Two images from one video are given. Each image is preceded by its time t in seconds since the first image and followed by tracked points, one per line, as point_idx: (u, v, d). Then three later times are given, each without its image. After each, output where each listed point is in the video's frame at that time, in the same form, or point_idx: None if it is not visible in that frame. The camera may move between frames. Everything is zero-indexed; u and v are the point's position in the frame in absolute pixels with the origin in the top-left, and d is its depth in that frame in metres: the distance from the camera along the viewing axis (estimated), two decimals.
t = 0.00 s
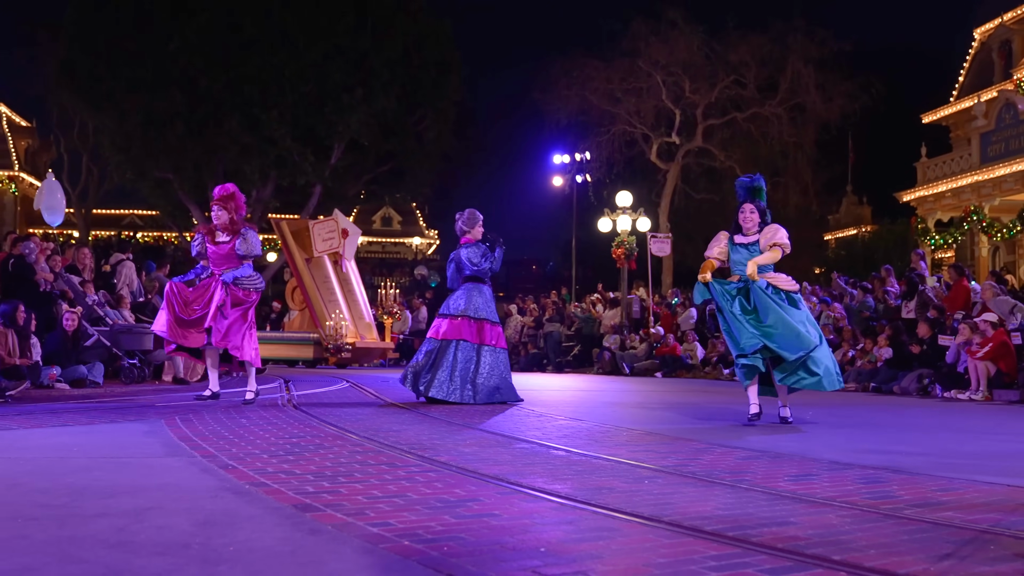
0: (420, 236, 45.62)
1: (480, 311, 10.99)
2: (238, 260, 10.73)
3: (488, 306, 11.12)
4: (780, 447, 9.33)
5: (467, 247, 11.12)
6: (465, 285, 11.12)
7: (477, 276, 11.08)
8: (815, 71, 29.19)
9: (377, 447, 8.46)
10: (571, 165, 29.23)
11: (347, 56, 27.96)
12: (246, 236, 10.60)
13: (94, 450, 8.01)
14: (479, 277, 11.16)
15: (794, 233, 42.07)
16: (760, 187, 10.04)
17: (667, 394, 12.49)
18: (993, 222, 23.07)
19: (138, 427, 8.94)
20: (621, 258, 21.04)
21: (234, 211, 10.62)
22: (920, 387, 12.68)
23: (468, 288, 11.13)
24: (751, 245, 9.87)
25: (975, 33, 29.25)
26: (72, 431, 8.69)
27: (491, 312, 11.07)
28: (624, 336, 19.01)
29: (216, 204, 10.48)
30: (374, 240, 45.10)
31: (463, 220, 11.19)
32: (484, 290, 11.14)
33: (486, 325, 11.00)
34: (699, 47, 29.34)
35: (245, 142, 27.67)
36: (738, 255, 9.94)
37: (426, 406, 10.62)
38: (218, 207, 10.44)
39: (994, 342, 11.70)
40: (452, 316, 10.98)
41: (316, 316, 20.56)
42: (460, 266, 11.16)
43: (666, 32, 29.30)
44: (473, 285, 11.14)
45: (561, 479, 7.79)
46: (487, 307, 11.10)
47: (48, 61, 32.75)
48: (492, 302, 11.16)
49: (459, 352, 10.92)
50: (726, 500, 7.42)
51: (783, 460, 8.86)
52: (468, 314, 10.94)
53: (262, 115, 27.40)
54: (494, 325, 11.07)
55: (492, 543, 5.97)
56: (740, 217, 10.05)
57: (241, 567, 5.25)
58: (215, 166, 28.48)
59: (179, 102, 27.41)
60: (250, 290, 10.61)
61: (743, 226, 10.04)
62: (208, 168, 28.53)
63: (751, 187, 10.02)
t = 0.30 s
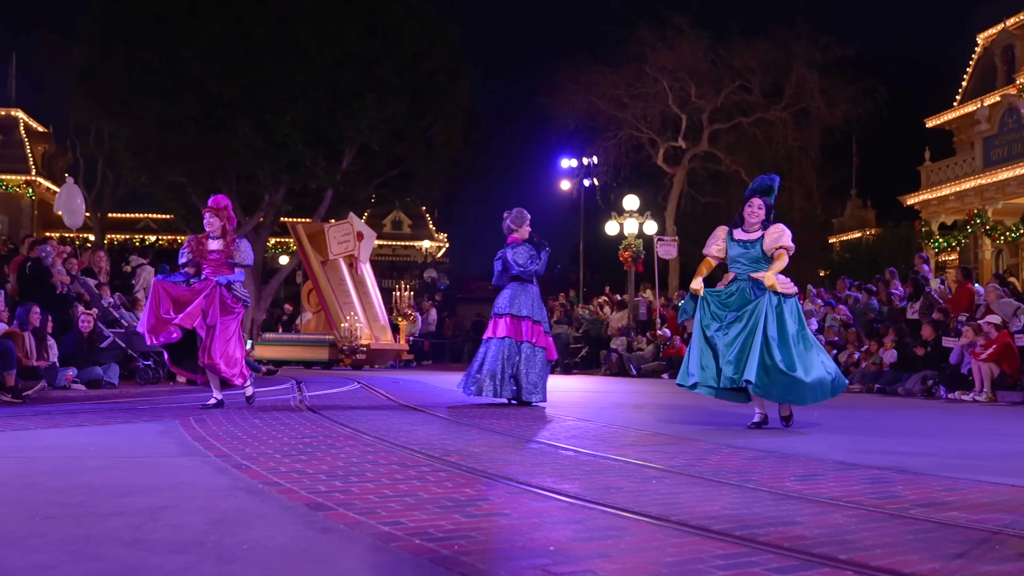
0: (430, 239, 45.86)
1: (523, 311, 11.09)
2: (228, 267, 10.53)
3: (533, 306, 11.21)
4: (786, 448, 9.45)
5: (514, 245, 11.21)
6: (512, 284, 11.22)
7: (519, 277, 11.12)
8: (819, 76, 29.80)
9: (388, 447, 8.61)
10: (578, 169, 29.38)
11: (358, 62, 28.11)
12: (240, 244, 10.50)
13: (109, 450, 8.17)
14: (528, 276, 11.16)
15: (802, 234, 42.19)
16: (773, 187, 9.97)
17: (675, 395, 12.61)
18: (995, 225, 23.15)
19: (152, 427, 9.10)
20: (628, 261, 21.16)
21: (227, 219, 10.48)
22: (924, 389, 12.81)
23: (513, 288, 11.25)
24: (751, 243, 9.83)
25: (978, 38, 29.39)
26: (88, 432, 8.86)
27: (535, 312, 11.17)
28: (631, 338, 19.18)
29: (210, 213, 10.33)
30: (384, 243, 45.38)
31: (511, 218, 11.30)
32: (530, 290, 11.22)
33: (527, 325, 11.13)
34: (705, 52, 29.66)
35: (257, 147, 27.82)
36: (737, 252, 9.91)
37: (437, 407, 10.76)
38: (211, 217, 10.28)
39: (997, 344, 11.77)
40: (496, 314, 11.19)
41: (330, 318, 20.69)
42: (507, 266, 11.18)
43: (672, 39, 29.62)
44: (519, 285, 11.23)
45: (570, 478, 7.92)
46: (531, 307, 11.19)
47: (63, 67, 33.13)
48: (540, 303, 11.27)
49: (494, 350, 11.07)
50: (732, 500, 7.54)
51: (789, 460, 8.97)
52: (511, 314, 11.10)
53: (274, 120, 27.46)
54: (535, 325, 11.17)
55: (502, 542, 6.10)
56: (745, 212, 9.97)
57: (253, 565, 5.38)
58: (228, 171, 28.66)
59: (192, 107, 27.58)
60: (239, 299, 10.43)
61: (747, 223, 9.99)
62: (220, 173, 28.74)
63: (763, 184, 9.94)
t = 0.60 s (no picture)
0: (446, 240, 46.21)
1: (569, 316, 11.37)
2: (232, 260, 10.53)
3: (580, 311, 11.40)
4: (798, 446, 9.60)
5: (568, 248, 11.49)
6: (566, 290, 11.56)
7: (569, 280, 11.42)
8: (830, 80, 29.83)
9: (406, 444, 8.82)
10: (591, 172, 29.56)
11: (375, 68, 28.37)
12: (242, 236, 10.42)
13: (134, 447, 8.40)
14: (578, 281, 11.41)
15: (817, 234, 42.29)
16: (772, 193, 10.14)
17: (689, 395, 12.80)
18: (1004, 226, 23.16)
19: (176, 424, 9.34)
20: (641, 262, 21.31)
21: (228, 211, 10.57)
22: (934, 388, 12.96)
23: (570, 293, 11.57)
24: (752, 249, 9.94)
25: (986, 42, 29.43)
26: (113, 429, 9.10)
27: (582, 317, 11.36)
28: (644, 339, 19.40)
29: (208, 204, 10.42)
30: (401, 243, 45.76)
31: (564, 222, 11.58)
32: (585, 296, 11.52)
33: (571, 330, 11.34)
34: (716, 57, 29.84)
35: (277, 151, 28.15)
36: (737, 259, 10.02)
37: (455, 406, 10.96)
38: (207, 208, 10.36)
39: (1007, 344, 11.83)
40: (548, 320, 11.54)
41: (353, 319, 20.90)
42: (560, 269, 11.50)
43: (685, 43, 29.88)
44: (577, 290, 11.57)
45: (586, 476, 8.10)
46: (576, 311, 11.39)
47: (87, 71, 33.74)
48: (594, 309, 11.46)
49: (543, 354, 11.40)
50: (744, 498, 7.70)
51: (802, 458, 9.13)
52: (556, 320, 11.43)
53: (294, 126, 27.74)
54: (580, 330, 11.35)
55: (518, 538, 6.27)
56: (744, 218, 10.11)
57: (275, 558, 5.58)
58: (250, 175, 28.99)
59: (215, 113, 27.87)
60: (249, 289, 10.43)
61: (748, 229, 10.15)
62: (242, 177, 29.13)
63: (763, 188, 10.06)
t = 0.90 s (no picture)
0: (466, 241, 46.59)
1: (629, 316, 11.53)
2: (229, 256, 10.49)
3: (639, 309, 11.55)
4: (814, 444, 9.79)
5: (621, 246, 11.66)
6: (623, 288, 11.71)
7: (621, 276, 11.64)
8: (844, 84, 29.90)
9: (429, 441, 9.07)
10: (607, 175, 29.84)
11: (396, 74, 28.72)
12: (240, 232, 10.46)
13: (165, 443, 8.69)
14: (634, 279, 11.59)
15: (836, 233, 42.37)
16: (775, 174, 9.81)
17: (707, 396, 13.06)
18: (1016, 228, 23.27)
19: (205, 422, 9.63)
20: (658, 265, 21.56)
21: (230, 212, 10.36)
22: (947, 387, 13.12)
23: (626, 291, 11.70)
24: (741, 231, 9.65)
25: (1001, 44, 29.46)
26: (145, 426, 9.40)
27: (643, 315, 11.52)
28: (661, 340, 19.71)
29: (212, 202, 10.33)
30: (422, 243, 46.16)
31: (620, 221, 11.70)
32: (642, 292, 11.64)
33: (633, 329, 11.50)
34: (731, 61, 30.03)
35: (303, 155, 28.63)
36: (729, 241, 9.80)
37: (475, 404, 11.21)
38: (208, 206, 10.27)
39: (1019, 344, 11.96)
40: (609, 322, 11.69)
41: (379, 318, 21.22)
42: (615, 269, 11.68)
43: (700, 49, 30.01)
44: (633, 285, 11.71)
45: (605, 473, 8.31)
46: (636, 309, 11.55)
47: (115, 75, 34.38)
48: (652, 305, 11.60)
49: (603, 354, 11.70)
50: (761, 495, 7.89)
51: (817, 456, 9.31)
52: (618, 321, 11.58)
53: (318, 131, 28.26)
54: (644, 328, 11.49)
55: (539, 533, 6.49)
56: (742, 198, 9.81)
57: (304, 552, 5.83)
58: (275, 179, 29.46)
59: (241, 120, 28.30)
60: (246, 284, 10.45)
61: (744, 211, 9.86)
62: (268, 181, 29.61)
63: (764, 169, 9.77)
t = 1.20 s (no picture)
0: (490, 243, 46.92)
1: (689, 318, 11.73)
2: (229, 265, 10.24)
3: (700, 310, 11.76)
4: (834, 442, 9.91)
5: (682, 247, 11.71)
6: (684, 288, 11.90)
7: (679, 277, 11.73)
8: (861, 86, 29.84)
9: (454, 439, 9.28)
10: (627, 177, 30.04)
11: (420, 80, 29.08)
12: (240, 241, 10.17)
13: (198, 441, 8.95)
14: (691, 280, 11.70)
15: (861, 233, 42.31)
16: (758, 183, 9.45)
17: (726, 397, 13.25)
18: None
19: (236, 420, 9.88)
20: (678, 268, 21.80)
21: (228, 217, 10.17)
22: (966, 385, 13.23)
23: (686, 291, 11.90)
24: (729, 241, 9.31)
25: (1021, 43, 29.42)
26: (178, 423, 9.67)
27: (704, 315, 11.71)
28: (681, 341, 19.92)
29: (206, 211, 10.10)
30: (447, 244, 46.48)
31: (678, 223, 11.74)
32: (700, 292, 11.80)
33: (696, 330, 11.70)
34: (750, 65, 30.11)
35: (329, 159, 29.06)
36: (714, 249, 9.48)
37: (497, 403, 11.42)
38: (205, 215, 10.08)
39: None
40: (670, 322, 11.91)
41: (407, 318, 21.43)
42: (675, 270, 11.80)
43: (719, 53, 30.10)
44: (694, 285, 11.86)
45: (627, 470, 8.49)
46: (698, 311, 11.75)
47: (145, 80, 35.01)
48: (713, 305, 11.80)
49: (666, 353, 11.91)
50: (782, 492, 8.03)
51: (837, 454, 9.44)
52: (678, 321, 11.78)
53: (344, 136, 28.67)
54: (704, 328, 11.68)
55: (563, 529, 6.68)
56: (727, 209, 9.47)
57: (333, 547, 6.04)
58: (302, 183, 29.89)
59: (270, 125, 28.76)
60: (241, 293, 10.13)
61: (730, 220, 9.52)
62: (295, 185, 30.06)
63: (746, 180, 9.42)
